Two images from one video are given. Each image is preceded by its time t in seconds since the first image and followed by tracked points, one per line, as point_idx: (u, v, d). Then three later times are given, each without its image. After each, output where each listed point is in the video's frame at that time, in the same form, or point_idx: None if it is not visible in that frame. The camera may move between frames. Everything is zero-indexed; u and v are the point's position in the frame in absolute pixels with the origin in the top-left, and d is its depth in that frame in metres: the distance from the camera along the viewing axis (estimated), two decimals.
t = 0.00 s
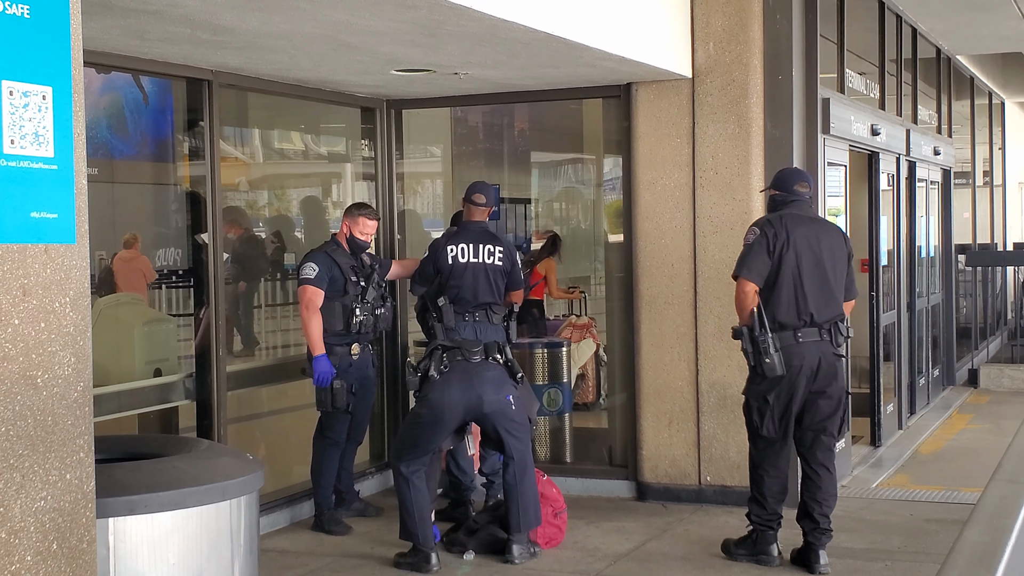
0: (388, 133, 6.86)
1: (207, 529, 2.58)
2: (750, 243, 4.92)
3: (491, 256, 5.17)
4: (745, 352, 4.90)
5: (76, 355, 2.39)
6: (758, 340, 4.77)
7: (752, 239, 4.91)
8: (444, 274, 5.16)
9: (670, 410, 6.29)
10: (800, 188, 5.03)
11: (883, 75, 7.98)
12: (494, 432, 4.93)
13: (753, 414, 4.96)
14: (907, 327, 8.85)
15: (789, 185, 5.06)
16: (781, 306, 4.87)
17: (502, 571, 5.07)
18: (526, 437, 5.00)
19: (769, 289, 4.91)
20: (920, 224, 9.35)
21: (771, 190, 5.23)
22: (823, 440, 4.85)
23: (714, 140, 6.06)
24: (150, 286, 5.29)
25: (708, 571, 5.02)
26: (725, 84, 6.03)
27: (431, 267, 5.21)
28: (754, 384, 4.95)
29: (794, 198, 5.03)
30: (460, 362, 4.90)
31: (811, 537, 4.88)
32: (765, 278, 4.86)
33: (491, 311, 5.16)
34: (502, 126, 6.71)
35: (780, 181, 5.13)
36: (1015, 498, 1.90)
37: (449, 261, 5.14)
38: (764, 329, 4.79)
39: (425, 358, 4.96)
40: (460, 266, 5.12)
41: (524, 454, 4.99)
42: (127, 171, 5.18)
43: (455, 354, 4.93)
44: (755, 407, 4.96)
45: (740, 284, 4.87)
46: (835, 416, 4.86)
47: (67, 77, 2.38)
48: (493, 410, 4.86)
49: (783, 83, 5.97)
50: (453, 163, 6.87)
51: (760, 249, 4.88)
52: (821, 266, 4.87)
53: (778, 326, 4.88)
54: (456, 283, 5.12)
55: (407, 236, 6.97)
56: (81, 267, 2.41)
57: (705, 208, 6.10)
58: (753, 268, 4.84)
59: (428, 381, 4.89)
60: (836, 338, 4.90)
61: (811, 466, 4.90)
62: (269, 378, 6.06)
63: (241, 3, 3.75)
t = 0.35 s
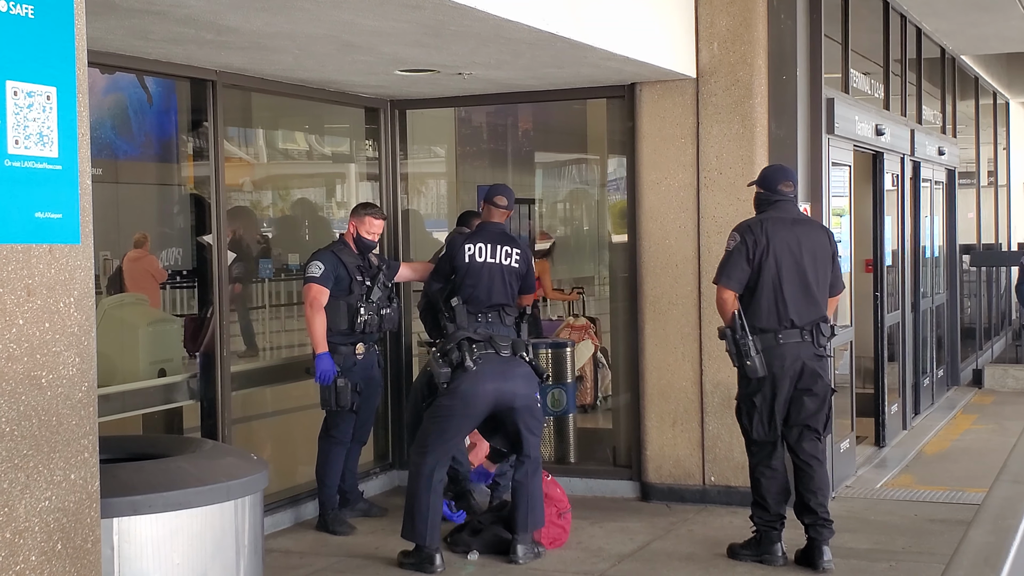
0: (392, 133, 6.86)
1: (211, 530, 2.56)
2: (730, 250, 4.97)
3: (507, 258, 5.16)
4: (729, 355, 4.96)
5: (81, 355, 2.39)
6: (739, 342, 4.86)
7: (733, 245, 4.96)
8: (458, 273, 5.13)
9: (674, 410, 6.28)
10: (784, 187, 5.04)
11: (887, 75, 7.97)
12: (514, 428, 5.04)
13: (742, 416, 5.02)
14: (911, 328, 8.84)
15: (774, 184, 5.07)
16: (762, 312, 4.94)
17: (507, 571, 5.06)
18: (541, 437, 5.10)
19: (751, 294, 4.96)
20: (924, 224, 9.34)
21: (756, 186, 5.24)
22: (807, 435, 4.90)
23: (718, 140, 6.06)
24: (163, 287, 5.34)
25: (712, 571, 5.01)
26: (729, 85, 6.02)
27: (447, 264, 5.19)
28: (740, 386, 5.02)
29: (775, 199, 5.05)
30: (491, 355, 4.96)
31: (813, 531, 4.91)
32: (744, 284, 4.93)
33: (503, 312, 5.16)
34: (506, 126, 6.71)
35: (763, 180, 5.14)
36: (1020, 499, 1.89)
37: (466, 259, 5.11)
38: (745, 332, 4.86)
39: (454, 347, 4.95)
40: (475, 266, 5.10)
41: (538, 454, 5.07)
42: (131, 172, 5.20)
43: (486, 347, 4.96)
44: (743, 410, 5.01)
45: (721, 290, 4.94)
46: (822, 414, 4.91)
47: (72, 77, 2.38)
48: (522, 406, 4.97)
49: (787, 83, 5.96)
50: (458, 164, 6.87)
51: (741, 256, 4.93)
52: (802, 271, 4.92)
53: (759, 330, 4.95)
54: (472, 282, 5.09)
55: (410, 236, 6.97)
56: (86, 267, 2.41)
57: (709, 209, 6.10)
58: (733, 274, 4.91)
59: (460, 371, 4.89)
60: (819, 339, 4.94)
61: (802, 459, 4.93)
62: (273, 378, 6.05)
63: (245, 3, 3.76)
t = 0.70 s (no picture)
0: (394, 134, 6.86)
1: (213, 531, 2.56)
2: (722, 254, 4.96)
3: (512, 259, 5.16)
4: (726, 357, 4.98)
5: (81, 356, 2.39)
6: (738, 346, 4.90)
7: (725, 249, 4.95)
8: (462, 273, 5.12)
9: (676, 411, 6.28)
10: (769, 189, 5.08)
11: (889, 76, 7.96)
12: (525, 431, 5.03)
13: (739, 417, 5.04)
14: (913, 328, 8.83)
15: (757, 187, 5.09)
16: (758, 314, 4.97)
17: (509, 572, 5.06)
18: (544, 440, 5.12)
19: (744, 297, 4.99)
20: (926, 225, 9.33)
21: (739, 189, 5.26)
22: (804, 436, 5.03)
23: (720, 141, 6.05)
24: (164, 288, 5.35)
25: (714, 572, 5.00)
26: (731, 86, 6.01)
27: (451, 263, 5.18)
28: (737, 388, 5.04)
29: (762, 202, 5.07)
30: (509, 356, 4.96)
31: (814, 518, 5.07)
32: (739, 286, 4.95)
33: (505, 313, 5.16)
34: (508, 127, 6.71)
35: (748, 183, 5.14)
36: (1021, 500, 1.88)
37: (471, 258, 5.10)
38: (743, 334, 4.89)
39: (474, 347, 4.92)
40: (479, 267, 5.09)
41: (544, 456, 5.08)
42: (133, 172, 5.20)
43: (504, 348, 4.96)
44: (741, 412, 5.03)
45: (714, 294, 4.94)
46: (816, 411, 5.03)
47: (73, 78, 2.38)
48: (537, 408, 4.98)
49: (789, 84, 5.95)
50: (460, 164, 6.87)
51: (733, 261, 4.93)
52: (794, 272, 4.96)
53: (753, 332, 4.98)
54: (476, 282, 5.10)
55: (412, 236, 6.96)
56: (87, 267, 2.41)
57: (711, 210, 6.09)
58: (726, 278, 4.92)
59: (483, 370, 4.88)
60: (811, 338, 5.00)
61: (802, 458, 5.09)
62: (276, 379, 6.06)
63: (246, 3, 3.76)
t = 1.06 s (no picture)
0: (396, 135, 6.86)
1: (212, 532, 2.55)
2: (739, 257, 4.93)
3: (512, 260, 5.16)
4: (735, 359, 4.93)
5: (82, 356, 2.39)
6: (752, 348, 4.87)
7: (742, 252, 4.93)
8: (462, 274, 5.12)
9: (676, 414, 6.27)
10: (778, 195, 5.07)
11: (891, 80, 7.96)
12: (520, 431, 5.03)
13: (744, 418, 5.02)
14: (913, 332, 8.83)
15: (767, 192, 5.08)
16: (772, 316, 4.99)
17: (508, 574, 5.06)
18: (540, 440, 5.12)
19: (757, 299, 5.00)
20: (927, 230, 9.32)
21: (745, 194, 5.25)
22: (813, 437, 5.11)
23: (722, 145, 6.05)
24: (164, 288, 5.35)
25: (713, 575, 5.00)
26: (733, 89, 6.01)
27: (451, 264, 5.18)
28: (744, 390, 5.02)
29: (769, 207, 5.06)
30: (503, 356, 4.96)
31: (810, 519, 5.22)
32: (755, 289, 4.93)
33: (505, 314, 5.18)
34: (510, 129, 6.71)
35: (757, 187, 5.12)
36: (1021, 505, 1.88)
37: (470, 261, 5.10)
38: (756, 337, 4.89)
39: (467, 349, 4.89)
40: (479, 268, 5.09)
41: (540, 456, 5.08)
42: (134, 172, 5.21)
43: (497, 349, 4.96)
44: (747, 414, 5.01)
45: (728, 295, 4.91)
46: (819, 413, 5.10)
47: (75, 78, 2.38)
48: (531, 408, 4.99)
49: (791, 88, 5.94)
50: (462, 166, 6.87)
51: (751, 263, 4.91)
52: (806, 276, 5.00)
53: (765, 334, 4.99)
54: (475, 283, 5.10)
55: (412, 237, 6.97)
56: (88, 267, 2.41)
57: (713, 213, 6.08)
58: (744, 280, 4.89)
59: (477, 373, 4.86)
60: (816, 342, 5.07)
61: (806, 460, 5.17)
62: (277, 380, 6.06)
63: (248, 4, 3.76)
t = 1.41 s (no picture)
0: (395, 138, 6.86)
1: (208, 535, 2.55)
2: (761, 260, 4.97)
3: (508, 265, 5.16)
4: (752, 363, 4.97)
5: (79, 357, 2.38)
6: (772, 351, 4.91)
7: (765, 255, 4.96)
8: (458, 279, 5.12)
9: (673, 420, 6.27)
10: (798, 203, 5.14)
11: (890, 88, 7.97)
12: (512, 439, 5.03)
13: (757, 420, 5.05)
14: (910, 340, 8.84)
15: (786, 200, 5.14)
16: (792, 319, 5.03)
17: None
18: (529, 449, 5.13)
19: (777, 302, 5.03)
20: (925, 238, 9.34)
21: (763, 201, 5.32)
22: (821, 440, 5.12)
23: (721, 151, 6.05)
24: (162, 289, 5.35)
25: None
26: (732, 96, 6.02)
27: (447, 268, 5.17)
28: (758, 390, 5.07)
29: (788, 215, 5.13)
30: (498, 366, 4.97)
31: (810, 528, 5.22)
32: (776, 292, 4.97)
33: (502, 319, 5.16)
34: (509, 133, 6.71)
35: (776, 195, 5.20)
36: (1017, 514, 1.88)
37: (466, 265, 5.10)
38: (776, 341, 4.93)
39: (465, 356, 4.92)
40: (475, 274, 5.09)
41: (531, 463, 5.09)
42: (133, 173, 5.21)
43: (493, 359, 4.97)
44: (760, 415, 5.06)
45: (751, 296, 4.95)
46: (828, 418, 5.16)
47: (74, 79, 2.38)
48: (524, 417, 5.00)
49: (790, 95, 5.95)
50: (460, 170, 6.87)
51: (774, 267, 4.95)
52: (825, 283, 5.08)
53: (784, 337, 5.02)
54: (472, 288, 5.09)
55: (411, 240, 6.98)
56: (86, 268, 2.40)
57: (711, 219, 6.09)
58: (767, 283, 4.93)
59: (472, 379, 4.87)
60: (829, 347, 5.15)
61: (809, 464, 5.18)
62: (273, 383, 6.05)
63: (248, 7, 3.76)
